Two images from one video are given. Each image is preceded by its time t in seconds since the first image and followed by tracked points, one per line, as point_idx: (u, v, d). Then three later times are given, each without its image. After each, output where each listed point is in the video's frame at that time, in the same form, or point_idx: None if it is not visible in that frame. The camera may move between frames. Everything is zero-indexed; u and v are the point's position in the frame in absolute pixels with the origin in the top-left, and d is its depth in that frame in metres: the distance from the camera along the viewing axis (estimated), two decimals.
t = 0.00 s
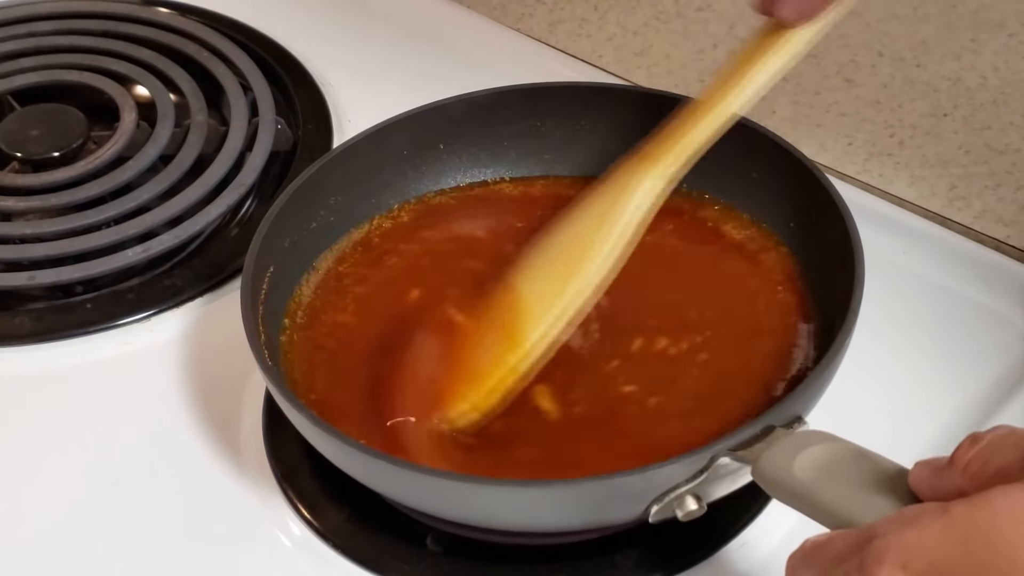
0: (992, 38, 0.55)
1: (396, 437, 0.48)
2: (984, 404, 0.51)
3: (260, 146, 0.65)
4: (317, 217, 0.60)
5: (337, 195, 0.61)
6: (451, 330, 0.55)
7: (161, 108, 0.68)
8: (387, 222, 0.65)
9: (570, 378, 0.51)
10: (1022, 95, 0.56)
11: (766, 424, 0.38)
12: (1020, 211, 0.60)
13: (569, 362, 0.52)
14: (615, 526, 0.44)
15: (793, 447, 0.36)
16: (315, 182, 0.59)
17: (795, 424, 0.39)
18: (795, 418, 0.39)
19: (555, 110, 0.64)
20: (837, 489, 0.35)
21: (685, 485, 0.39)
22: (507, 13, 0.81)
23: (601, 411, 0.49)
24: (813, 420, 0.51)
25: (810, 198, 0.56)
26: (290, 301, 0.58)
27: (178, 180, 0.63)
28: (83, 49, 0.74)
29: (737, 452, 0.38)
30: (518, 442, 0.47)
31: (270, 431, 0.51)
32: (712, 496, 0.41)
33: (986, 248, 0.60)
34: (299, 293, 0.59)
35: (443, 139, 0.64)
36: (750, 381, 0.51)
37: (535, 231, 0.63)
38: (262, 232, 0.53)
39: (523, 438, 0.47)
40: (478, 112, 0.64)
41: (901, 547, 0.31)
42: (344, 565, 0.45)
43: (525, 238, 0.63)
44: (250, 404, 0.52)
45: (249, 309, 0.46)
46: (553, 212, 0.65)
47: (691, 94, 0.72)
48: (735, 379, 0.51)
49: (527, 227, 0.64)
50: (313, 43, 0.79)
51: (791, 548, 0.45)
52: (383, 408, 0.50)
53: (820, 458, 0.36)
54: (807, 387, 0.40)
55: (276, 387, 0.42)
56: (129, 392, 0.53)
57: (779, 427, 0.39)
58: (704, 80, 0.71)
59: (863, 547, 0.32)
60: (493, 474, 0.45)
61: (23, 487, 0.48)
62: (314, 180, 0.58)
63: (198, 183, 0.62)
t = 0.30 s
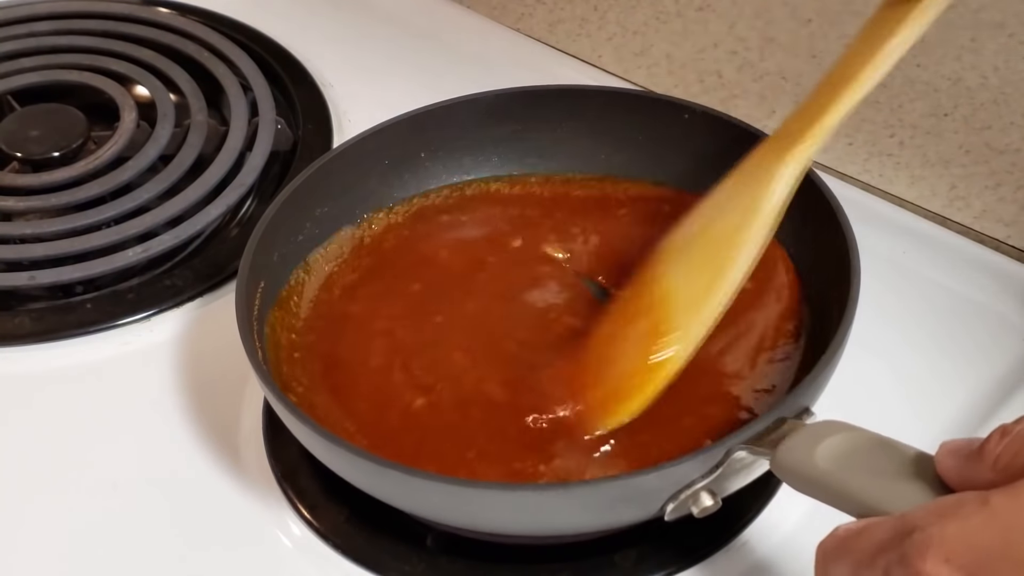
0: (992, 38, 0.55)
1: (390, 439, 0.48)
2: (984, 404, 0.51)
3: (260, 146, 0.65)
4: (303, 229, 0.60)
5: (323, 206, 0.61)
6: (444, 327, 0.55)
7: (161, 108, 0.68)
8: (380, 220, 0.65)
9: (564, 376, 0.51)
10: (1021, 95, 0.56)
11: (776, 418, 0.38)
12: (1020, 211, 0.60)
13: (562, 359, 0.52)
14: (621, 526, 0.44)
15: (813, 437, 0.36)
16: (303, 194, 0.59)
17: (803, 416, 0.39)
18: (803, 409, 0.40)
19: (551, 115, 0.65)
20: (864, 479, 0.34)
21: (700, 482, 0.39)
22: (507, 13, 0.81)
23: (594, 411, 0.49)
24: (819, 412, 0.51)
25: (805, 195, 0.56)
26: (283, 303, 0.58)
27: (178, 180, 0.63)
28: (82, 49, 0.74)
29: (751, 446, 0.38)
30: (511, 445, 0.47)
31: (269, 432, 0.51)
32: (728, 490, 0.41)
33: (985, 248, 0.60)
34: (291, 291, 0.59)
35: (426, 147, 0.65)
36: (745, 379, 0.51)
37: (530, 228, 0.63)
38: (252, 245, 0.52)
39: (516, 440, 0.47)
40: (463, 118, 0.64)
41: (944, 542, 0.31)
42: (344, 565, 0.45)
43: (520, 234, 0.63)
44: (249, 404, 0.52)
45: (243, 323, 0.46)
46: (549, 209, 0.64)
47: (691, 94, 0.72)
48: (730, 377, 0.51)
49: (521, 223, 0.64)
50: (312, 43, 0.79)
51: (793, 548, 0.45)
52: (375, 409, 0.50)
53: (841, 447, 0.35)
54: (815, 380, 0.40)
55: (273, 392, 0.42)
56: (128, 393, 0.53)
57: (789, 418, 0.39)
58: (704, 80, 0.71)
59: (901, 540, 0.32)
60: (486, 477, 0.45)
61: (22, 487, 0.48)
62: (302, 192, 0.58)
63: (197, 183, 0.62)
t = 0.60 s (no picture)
0: (992, 38, 0.55)
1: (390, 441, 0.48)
2: (984, 404, 0.51)
3: (260, 146, 0.65)
4: (299, 232, 0.59)
5: (319, 210, 0.61)
6: (445, 329, 0.55)
7: (161, 108, 0.67)
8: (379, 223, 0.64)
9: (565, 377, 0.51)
10: (1022, 95, 0.56)
11: (778, 416, 0.38)
12: (1020, 211, 0.60)
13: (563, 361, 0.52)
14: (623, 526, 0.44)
15: (816, 435, 0.36)
16: (297, 195, 0.58)
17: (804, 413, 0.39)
18: (803, 407, 0.40)
19: (550, 116, 0.65)
20: (867, 477, 0.34)
21: (703, 481, 0.39)
22: (507, 13, 0.81)
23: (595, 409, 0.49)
24: (819, 409, 0.51)
25: (805, 196, 0.56)
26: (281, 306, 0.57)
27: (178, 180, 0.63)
28: (82, 49, 0.74)
29: (754, 443, 0.38)
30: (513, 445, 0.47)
31: (269, 433, 0.51)
32: (730, 489, 0.41)
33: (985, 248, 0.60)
34: (290, 294, 0.59)
35: (420, 149, 0.64)
36: (745, 379, 0.51)
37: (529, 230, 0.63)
38: (250, 247, 0.52)
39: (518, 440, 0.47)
40: (459, 119, 0.64)
41: (945, 551, 0.31)
42: (344, 565, 0.45)
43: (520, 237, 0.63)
44: (249, 405, 0.52)
45: (243, 325, 0.46)
46: (548, 212, 0.64)
47: (691, 94, 0.72)
48: (729, 376, 0.51)
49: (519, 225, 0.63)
50: (312, 43, 0.79)
51: (794, 548, 0.45)
52: (376, 411, 0.50)
53: (845, 443, 0.35)
54: (815, 378, 0.40)
55: (272, 394, 0.42)
56: (129, 393, 0.53)
57: (791, 416, 0.39)
58: (704, 80, 0.71)
59: (903, 547, 0.33)
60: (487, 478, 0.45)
61: (23, 487, 0.48)
62: (296, 194, 0.58)
63: (197, 183, 0.62)
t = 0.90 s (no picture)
0: (992, 39, 0.55)
1: (388, 438, 0.48)
2: (984, 404, 0.51)
3: (260, 145, 0.65)
4: (300, 232, 0.60)
5: (319, 209, 0.61)
6: (443, 325, 0.55)
7: (161, 108, 0.67)
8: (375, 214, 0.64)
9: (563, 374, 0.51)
10: (1021, 95, 0.56)
11: (778, 416, 0.39)
12: (1020, 211, 0.60)
13: (559, 357, 0.52)
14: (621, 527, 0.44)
15: (816, 435, 0.36)
16: (297, 196, 0.58)
17: (804, 414, 0.39)
18: (803, 408, 0.40)
19: (550, 117, 0.65)
20: (864, 477, 0.34)
21: (702, 481, 0.39)
22: (507, 13, 0.81)
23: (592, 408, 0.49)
24: (820, 410, 0.51)
25: (806, 196, 0.56)
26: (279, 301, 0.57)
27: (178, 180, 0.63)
28: (82, 49, 0.74)
29: (753, 445, 0.38)
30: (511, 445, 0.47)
31: (269, 432, 0.51)
32: (728, 490, 0.41)
33: (985, 248, 0.60)
34: (287, 288, 0.58)
35: (420, 149, 0.65)
36: (745, 378, 0.51)
37: (528, 223, 0.63)
38: (250, 247, 0.52)
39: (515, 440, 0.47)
40: (458, 120, 0.64)
41: (942, 550, 0.31)
42: (344, 565, 0.45)
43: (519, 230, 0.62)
44: (250, 404, 0.52)
45: (243, 326, 0.46)
46: (547, 205, 0.64)
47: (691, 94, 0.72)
48: (728, 375, 0.51)
49: (517, 217, 0.63)
50: (312, 43, 0.79)
51: (794, 547, 0.45)
52: (373, 408, 0.50)
53: (843, 445, 0.35)
54: (815, 378, 0.40)
55: (271, 394, 0.42)
56: (129, 392, 0.53)
57: (791, 417, 0.39)
58: (704, 80, 0.71)
59: (903, 547, 0.33)
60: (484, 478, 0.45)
61: (23, 486, 0.48)
62: (296, 195, 0.58)
63: (197, 183, 0.62)
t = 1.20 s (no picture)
0: (992, 38, 0.55)
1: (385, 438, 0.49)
2: (984, 405, 0.51)
3: (260, 145, 0.65)
4: (302, 228, 0.60)
5: (321, 207, 0.61)
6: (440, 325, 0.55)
7: (161, 108, 0.68)
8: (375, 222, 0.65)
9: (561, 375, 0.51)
10: (1022, 95, 0.56)
11: (777, 418, 0.38)
12: (1020, 211, 0.60)
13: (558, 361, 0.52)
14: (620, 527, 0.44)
15: (814, 438, 0.36)
16: (300, 194, 0.58)
17: (803, 417, 0.39)
18: (803, 410, 0.40)
19: (550, 118, 0.65)
20: (860, 481, 0.34)
21: (700, 482, 0.39)
22: (507, 13, 0.81)
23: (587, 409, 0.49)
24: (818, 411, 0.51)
25: (802, 194, 0.56)
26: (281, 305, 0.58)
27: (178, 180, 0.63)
28: (82, 49, 0.74)
29: (750, 447, 0.38)
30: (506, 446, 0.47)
31: (269, 432, 0.51)
32: (727, 491, 0.41)
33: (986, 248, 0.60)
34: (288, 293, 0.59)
35: (423, 146, 0.64)
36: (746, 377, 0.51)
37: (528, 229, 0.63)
38: (251, 246, 0.52)
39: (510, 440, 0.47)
40: (459, 118, 0.64)
41: (933, 554, 0.31)
42: (344, 565, 0.45)
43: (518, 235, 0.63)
44: (250, 405, 0.52)
45: (244, 324, 0.46)
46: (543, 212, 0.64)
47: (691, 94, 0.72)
48: (730, 374, 0.51)
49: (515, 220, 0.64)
50: (312, 43, 0.79)
51: (793, 548, 0.45)
52: (371, 408, 0.50)
53: (840, 449, 0.35)
54: (815, 379, 0.40)
55: (271, 393, 0.42)
56: (129, 392, 0.53)
57: (790, 419, 0.39)
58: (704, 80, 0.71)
59: (893, 554, 0.32)
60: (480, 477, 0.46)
61: (23, 486, 0.48)
62: (299, 193, 0.58)
63: (197, 183, 0.62)
